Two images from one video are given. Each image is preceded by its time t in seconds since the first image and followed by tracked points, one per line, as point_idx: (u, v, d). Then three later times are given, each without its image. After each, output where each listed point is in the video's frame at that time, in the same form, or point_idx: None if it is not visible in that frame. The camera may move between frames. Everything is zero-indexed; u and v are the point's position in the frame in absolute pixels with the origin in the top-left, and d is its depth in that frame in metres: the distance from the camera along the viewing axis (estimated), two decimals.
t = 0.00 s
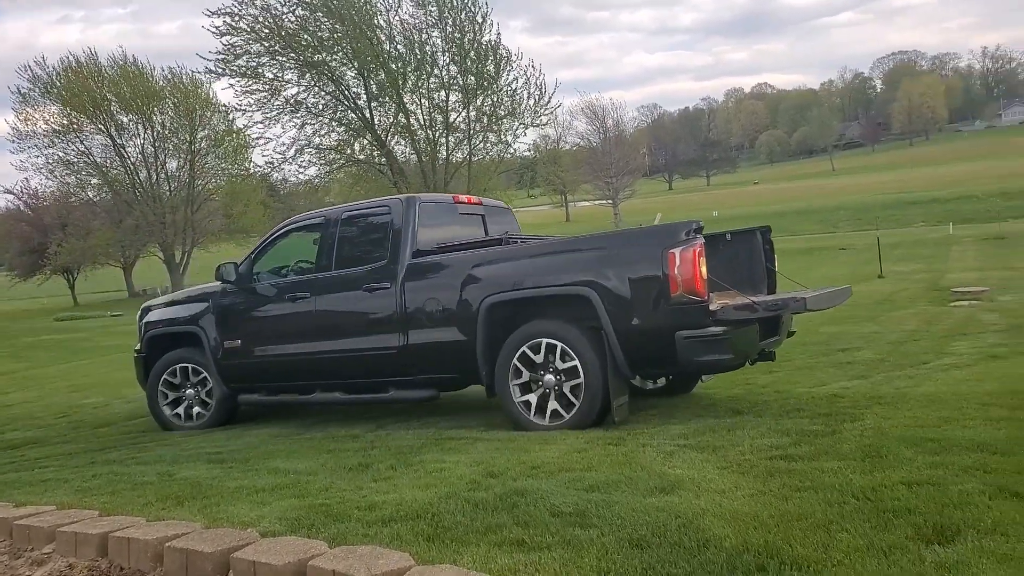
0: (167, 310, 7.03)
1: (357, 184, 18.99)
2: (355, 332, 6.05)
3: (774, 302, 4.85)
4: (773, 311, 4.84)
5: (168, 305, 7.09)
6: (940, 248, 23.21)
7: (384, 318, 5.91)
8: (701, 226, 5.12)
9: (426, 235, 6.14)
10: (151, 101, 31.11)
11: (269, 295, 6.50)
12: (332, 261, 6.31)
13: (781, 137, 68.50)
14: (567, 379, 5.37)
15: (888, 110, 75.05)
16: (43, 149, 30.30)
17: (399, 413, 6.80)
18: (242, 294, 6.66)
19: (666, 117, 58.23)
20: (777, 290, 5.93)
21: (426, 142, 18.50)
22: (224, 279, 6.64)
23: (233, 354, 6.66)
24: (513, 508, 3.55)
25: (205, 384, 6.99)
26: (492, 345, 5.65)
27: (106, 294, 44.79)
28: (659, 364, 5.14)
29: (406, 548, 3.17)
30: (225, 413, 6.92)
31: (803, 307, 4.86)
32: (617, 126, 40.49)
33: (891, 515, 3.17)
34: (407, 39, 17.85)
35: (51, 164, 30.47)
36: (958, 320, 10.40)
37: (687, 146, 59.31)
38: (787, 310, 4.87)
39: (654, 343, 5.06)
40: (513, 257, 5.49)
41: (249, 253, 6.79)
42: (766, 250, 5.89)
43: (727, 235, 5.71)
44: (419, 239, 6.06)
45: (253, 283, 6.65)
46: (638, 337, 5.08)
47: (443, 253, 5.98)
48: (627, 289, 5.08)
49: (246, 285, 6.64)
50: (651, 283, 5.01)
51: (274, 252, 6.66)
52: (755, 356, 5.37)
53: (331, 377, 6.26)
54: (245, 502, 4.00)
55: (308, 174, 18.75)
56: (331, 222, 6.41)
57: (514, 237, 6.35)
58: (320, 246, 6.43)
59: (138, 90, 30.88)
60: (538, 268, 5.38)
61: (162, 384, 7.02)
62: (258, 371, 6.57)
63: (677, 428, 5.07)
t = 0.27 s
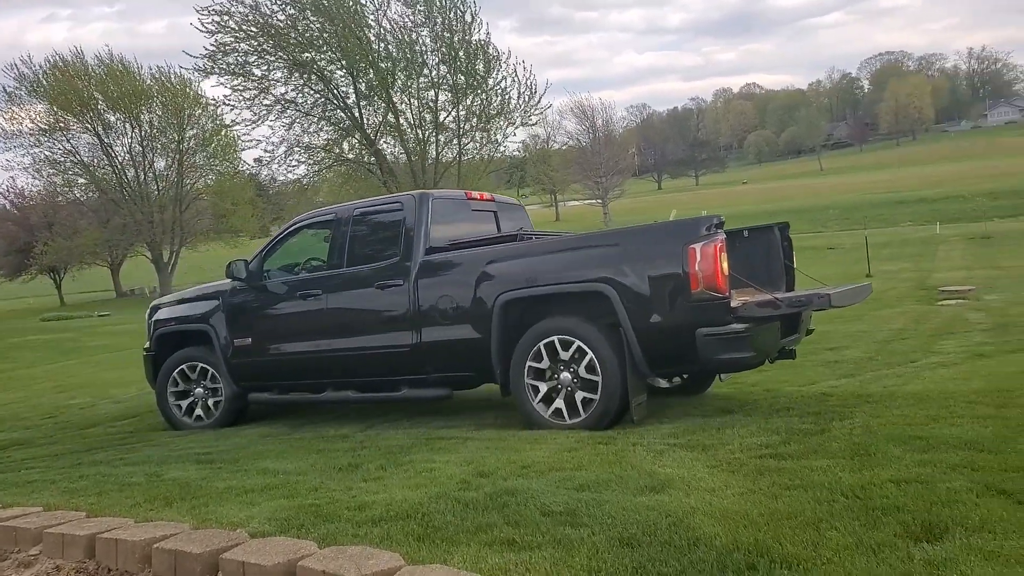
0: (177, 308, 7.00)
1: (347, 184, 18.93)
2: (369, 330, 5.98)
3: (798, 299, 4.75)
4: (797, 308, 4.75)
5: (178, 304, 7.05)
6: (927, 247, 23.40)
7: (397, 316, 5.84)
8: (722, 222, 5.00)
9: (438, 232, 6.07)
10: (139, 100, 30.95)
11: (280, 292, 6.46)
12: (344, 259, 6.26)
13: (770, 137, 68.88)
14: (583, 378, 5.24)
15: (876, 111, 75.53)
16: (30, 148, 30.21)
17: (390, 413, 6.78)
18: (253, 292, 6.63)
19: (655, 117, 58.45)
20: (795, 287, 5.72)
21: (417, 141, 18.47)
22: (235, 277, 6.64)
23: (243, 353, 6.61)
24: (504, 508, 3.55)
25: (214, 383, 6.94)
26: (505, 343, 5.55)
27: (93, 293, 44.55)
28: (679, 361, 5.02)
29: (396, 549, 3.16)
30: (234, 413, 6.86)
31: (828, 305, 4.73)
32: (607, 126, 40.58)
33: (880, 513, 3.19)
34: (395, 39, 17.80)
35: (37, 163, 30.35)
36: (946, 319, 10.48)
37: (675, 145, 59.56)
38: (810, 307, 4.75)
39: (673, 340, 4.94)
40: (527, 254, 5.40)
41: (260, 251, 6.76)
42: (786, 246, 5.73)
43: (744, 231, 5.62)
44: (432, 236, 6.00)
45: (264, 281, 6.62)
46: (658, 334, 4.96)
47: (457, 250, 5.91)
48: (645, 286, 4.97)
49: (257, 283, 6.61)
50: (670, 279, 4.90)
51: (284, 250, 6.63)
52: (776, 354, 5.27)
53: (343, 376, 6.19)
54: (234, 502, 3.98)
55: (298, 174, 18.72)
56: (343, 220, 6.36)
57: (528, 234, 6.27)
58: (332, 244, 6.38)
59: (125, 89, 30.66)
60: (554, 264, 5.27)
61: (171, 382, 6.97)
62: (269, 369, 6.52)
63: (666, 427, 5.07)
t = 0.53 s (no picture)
0: (173, 309, 6.91)
1: (329, 185, 18.91)
2: (369, 330, 5.92)
3: (804, 295, 4.73)
4: (803, 304, 4.73)
5: (173, 306, 6.98)
6: (906, 245, 23.67)
7: (398, 315, 5.78)
8: (726, 217, 4.99)
9: (438, 231, 6.03)
10: (118, 101, 30.66)
11: (277, 293, 6.40)
12: (343, 258, 6.20)
13: (751, 137, 69.42)
14: (587, 376, 5.23)
15: (855, 110, 76.33)
16: (6, 150, 29.87)
17: (376, 414, 6.76)
18: (250, 293, 6.55)
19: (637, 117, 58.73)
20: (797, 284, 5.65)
21: (399, 142, 18.40)
22: (232, 277, 6.55)
23: (241, 354, 6.54)
24: (488, 509, 3.54)
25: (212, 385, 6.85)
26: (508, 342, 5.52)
27: (72, 297, 44.04)
28: (685, 358, 5.00)
29: (380, 552, 3.14)
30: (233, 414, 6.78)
31: (834, 300, 4.71)
32: (589, 126, 40.71)
33: (861, 509, 3.22)
34: (376, 39, 17.76)
35: (13, 165, 30.01)
36: (925, 315, 10.61)
37: (657, 145, 59.90)
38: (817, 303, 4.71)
39: (678, 337, 4.93)
40: (530, 252, 5.37)
41: (257, 252, 6.70)
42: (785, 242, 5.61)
43: (746, 226, 5.44)
44: (432, 235, 5.96)
45: (261, 281, 6.55)
46: (664, 331, 4.95)
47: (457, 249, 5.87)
48: (650, 283, 4.95)
49: (254, 284, 6.54)
50: (674, 276, 4.89)
51: (282, 250, 6.56)
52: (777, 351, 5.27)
53: (344, 377, 6.13)
54: (215, 507, 3.94)
55: (279, 175, 18.63)
56: (342, 219, 6.31)
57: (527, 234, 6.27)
58: (330, 244, 6.32)
59: (103, 91, 30.34)
60: (557, 262, 5.25)
61: (168, 385, 6.88)
62: (268, 370, 6.45)
63: (650, 425, 5.08)
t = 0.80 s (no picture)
0: (160, 316, 6.74)
1: (310, 190, 18.80)
2: (359, 336, 5.78)
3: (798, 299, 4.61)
4: (797, 308, 4.61)
5: (160, 311, 6.79)
6: (883, 251, 23.99)
7: (391, 320, 5.64)
8: (720, 221, 4.91)
9: (430, 235, 5.90)
10: (95, 106, 30.36)
11: (266, 298, 6.24)
12: (333, 264, 6.05)
13: (730, 144, 70.08)
14: (581, 382, 5.11)
15: (833, 118, 77.35)
16: None
17: (356, 421, 6.70)
18: (238, 299, 6.39)
19: (618, 125, 59.09)
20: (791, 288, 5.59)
21: (381, 148, 18.38)
22: (220, 283, 6.35)
23: (229, 361, 6.37)
24: (468, 517, 3.52)
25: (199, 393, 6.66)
26: (501, 348, 5.41)
27: (47, 304, 43.43)
28: (681, 363, 4.90)
29: (359, 561, 3.12)
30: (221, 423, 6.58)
31: (831, 305, 4.57)
32: (570, 133, 40.92)
33: (839, 514, 3.25)
34: (356, 45, 17.77)
35: None
36: (902, 321, 10.75)
37: (637, 152, 60.34)
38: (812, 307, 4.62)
39: (673, 341, 4.83)
40: (522, 256, 5.27)
41: (244, 257, 6.50)
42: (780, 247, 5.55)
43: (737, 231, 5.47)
44: (423, 240, 5.82)
45: (250, 287, 6.38)
46: (657, 337, 4.86)
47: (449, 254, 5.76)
48: (644, 287, 4.86)
49: (242, 290, 6.36)
50: (668, 281, 4.80)
51: (271, 255, 6.40)
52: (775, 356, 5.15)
53: (334, 383, 5.97)
54: (192, 517, 3.90)
55: (259, 180, 18.58)
56: (332, 224, 6.17)
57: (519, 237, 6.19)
58: (320, 249, 6.18)
59: (80, 96, 30.06)
60: (551, 266, 5.15)
61: (154, 393, 6.68)
62: (258, 378, 6.27)
63: (631, 431, 5.09)
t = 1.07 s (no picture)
0: (155, 321, 6.67)
1: (299, 196, 18.78)
2: (356, 341, 5.68)
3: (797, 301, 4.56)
4: (796, 310, 4.56)
5: (156, 316, 6.72)
6: (870, 255, 24.15)
7: (387, 324, 5.54)
8: (718, 223, 4.84)
9: (427, 239, 5.83)
10: (81, 112, 30.18)
11: (262, 304, 6.15)
12: (329, 269, 5.97)
13: (718, 148, 70.44)
14: (580, 385, 5.02)
15: (820, 123, 77.89)
16: None
17: (345, 427, 6.68)
18: (234, 304, 6.31)
19: (606, 130, 59.26)
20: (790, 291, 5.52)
21: (369, 154, 18.38)
22: (216, 289, 6.31)
23: (224, 367, 6.28)
24: (457, 522, 3.51)
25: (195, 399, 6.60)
26: (499, 352, 5.31)
27: (32, 311, 43.10)
28: (682, 366, 4.79)
29: (346, 567, 3.11)
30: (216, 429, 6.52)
31: (829, 305, 4.54)
32: (559, 138, 41.01)
33: (827, 516, 3.26)
34: (344, 50, 17.78)
35: None
36: (889, 324, 10.83)
37: (626, 157, 60.52)
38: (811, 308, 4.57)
39: (673, 344, 4.73)
40: (518, 259, 5.17)
41: (240, 262, 6.48)
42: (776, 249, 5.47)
43: (737, 234, 5.31)
44: (420, 245, 5.73)
45: (246, 293, 6.32)
46: (657, 340, 4.76)
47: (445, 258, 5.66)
48: (643, 290, 4.76)
49: (238, 295, 6.30)
50: (666, 283, 4.71)
51: (268, 259, 6.33)
52: (773, 359, 5.10)
53: (330, 389, 5.86)
54: (178, 524, 3.87)
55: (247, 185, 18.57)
56: (329, 228, 6.09)
57: (516, 241, 6.16)
58: (316, 254, 6.09)
59: (66, 101, 29.91)
60: (550, 269, 5.04)
61: (149, 399, 6.61)
62: (253, 384, 6.18)
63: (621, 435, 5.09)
